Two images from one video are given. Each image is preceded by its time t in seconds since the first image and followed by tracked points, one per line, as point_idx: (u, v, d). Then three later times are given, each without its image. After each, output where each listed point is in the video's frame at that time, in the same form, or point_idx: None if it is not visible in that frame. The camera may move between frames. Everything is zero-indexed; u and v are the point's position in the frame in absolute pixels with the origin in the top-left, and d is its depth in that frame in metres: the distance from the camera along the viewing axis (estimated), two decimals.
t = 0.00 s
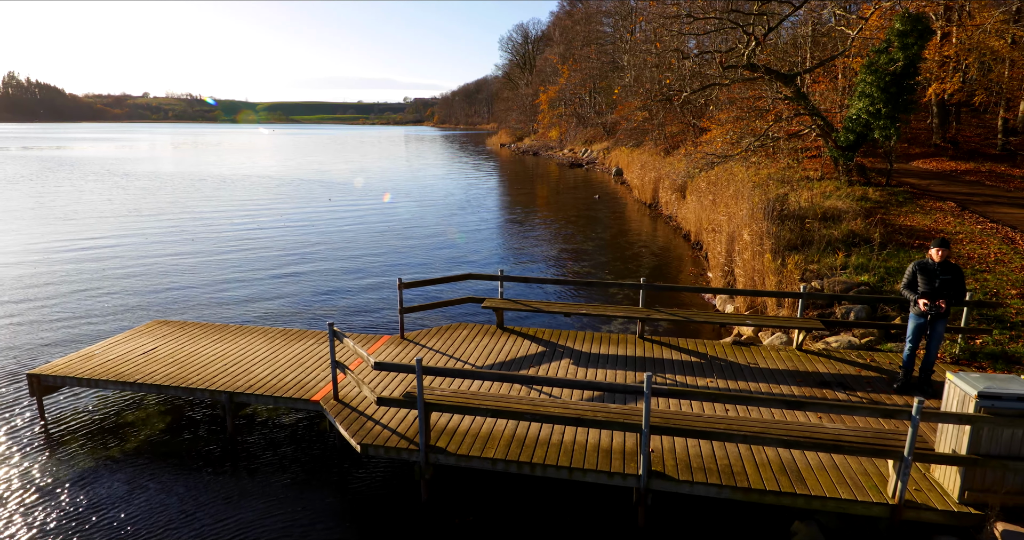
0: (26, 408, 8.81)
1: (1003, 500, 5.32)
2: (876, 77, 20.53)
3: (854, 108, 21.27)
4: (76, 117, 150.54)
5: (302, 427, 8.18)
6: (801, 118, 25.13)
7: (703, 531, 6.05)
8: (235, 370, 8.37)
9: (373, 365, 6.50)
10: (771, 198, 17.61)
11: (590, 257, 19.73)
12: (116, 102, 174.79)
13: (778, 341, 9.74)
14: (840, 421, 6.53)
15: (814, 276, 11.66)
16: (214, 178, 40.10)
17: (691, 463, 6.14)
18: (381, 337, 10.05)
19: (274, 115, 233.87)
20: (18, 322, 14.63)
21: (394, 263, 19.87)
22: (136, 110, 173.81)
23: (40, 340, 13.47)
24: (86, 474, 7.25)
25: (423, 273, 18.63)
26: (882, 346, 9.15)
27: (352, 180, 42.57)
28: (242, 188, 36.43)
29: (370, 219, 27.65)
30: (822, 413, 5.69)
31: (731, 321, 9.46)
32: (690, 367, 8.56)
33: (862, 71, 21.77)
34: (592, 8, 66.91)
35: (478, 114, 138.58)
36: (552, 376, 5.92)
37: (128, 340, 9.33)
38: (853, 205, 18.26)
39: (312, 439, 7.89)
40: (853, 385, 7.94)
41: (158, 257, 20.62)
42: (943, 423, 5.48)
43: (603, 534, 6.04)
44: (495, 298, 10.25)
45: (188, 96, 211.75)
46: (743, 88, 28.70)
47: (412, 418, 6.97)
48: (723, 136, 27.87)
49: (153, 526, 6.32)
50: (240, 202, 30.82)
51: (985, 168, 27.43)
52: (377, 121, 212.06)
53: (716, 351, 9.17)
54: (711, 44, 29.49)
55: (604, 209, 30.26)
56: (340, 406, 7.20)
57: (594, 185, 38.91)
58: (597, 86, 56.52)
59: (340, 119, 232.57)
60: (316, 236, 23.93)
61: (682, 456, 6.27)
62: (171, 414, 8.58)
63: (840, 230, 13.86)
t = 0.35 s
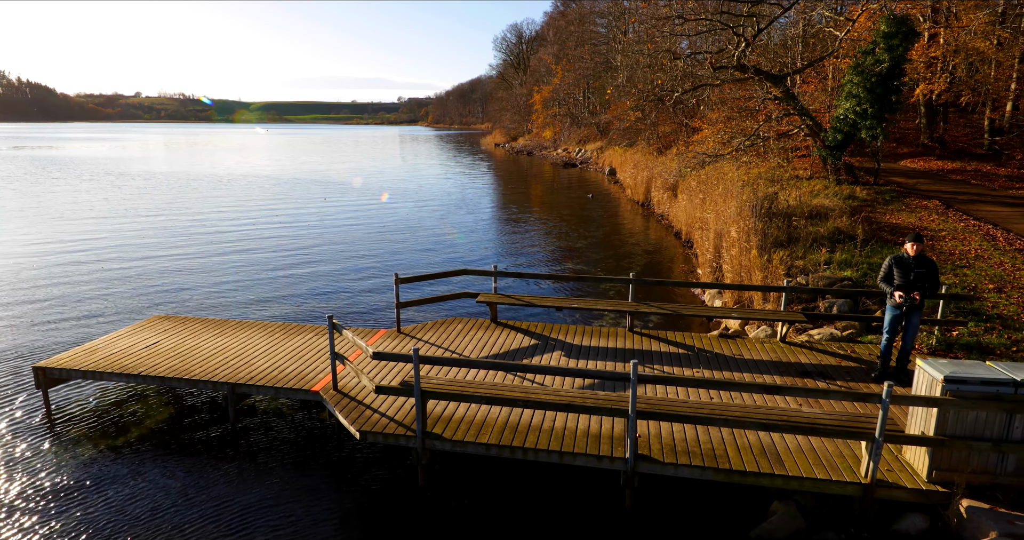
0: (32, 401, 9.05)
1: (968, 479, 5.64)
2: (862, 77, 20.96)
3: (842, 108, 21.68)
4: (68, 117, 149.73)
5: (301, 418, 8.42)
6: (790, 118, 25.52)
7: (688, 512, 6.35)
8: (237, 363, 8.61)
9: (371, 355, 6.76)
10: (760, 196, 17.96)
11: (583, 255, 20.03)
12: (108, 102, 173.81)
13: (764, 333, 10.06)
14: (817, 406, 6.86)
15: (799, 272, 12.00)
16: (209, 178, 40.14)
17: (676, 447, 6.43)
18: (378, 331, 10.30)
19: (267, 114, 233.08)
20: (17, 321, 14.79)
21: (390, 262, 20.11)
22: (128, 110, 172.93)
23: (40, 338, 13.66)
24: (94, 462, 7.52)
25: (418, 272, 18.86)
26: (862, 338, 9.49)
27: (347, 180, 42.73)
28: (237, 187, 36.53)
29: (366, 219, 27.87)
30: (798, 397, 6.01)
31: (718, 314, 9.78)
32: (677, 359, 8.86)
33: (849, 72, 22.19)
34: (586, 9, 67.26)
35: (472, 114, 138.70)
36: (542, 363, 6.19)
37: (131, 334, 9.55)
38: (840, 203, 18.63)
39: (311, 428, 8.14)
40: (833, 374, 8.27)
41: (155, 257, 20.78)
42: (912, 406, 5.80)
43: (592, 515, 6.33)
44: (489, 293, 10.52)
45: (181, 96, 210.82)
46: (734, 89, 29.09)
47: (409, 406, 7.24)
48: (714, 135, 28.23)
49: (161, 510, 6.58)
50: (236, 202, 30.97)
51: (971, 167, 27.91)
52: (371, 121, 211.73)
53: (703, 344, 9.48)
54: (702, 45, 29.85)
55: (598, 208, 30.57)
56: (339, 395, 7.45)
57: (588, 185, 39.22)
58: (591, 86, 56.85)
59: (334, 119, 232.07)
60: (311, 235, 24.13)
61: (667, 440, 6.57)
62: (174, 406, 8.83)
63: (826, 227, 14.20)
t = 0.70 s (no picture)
0: (42, 393, 9.32)
1: (938, 458, 5.98)
2: (850, 78, 21.42)
3: (830, 109, 22.11)
4: (61, 117, 149.04)
5: (304, 407, 8.72)
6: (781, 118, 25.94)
7: (675, 492, 6.68)
8: (242, 355, 8.89)
9: (373, 345, 7.06)
10: (750, 194, 18.34)
11: (577, 253, 20.37)
12: (101, 101, 172.99)
13: (751, 326, 10.44)
14: (799, 392, 7.19)
15: (786, 268, 12.38)
16: (205, 178, 40.28)
17: (665, 431, 6.76)
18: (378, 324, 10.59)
19: (261, 114, 232.45)
20: (20, 319, 15.04)
21: (388, 260, 20.39)
22: (121, 110, 172.28)
23: (45, 336, 13.91)
24: (106, 451, 7.82)
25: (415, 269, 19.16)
26: (845, 330, 9.84)
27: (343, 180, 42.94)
28: (233, 187, 36.70)
29: (363, 218, 28.14)
30: (779, 382, 6.35)
31: (707, 307, 10.13)
32: (667, 349, 9.22)
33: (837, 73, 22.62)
34: (580, 9, 67.62)
35: (467, 114, 138.79)
36: (537, 351, 6.50)
37: (138, 328, 9.82)
38: (828, 202, 19.04)
39: (312, 417, 8.45)
40: (816, 363, 8.62)
41: (154, 256, 21.00)
42: (887, 390, 6.13)
43: (585, 496, 6.65)
44: (485, 288, 10.84)
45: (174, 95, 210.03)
46: (726, 89, 29.51)
47: (410, 394, 7.54)
48: (706, 134, 28.62)
49: (172, 494, 6.87)
50: (233, 201, 31.16)
51: (958, 166, 28.40)
52: (366, 121, 211.52)
53: (692, 335, 9.83)
54: (695, 46, 30.27)
55: (592, 207, 30.94)
56: (342, 385, 7.73)
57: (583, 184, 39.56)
58: (585, 86, 57.23)
59: (329, 119, 231.66)
60: (309, 234, 24.39)
61: (656, 425, 6.89)
62: (179, 398, 9.11)
63: (813, 224, 14.56)
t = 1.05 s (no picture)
0: (55, 384, 9.65)
1: (911, 438, 6.35)
2: (838, 79, 21.90)
3: (820, 109, 22.59)
4: (53, 116, 148.18)
5: (309, 397, 9.06)
6: (772, 118, 26.40)
7: (666, 472, 7.06)
8: (250, 346, 9.21)
9: (379, 334, 7.41)
10: (742, 192, 18.76)
11: (572, 250, 20.74)
12: (94, 100, 172.17)
13: (740, 319, 10.83)
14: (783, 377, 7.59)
15: (774, 263, 12.79)
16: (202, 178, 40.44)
17: (656, 414, 7.13)
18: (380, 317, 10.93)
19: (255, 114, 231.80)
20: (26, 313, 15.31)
21: (386, 257, 20.73)
22: (114, 110, 171.51)
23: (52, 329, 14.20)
24: (120, 442, 8.15)
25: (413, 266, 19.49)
26: (829, 321, 10.20)
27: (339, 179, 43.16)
28: (231, 186, 36.94)
29: (361, 217, 28.46)
30: (763, 367, 6.75)
31: (697, 300, 10.52)
32: (660, 340, 9.60)
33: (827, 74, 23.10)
34: (575, 9, 68.05)
35: (462, 114, 138.90)
36: (535, 339, 6.86)
37: (147, 322, 10.12)
38: (818, 200, 19.47)
39: (318, 407, 8.79)
40: (800, 350, 8.99)
41: (154, 252, 21.26)
42: (864, 374, 6.52)
43: (580, 475, 7.03)
44: (484, 283, 11.19)
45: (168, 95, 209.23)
46: (719, 89, 29.96)
47: (414, 381, 7.90)
48: (699, 133, 29.05)
49: (185, 481, 7.23)
50: (230, 200, 31.39)
51: (946, 165, 28.93)
52: (361, 121, 211.26)
53: (683, 326, 10.22)
54: (688, 47, 30.72)
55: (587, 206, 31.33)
56: (348, 374, 8.06)
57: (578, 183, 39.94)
58: (580, 86, 57.63)
59: (323, 119, 231.27)
60: (308, 233, 24.70)
61: (648, 409, 7.25)
62: (189, 390, 9.44)
63: (802, 221, 14.95)
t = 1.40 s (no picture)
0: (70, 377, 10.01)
1: (887, 416, 6.77)
2: (826, 80, 22.40)
3: (810, 108, 23.09)
4: (45, 116, 147.37)
5: (316, 387, 9.41)
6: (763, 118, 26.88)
7: (658, 452, 7.46)
8: (258, 336, 9.55)
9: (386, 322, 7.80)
10: (733, 190, 19.21)
11: (568, 248, 21.14)
12: (86, 100, 171.28)
13: (730, 310, 11.25)
14: (768, 361, 8.02)
15: (763, 257, 13.23)
16: (199, 178, 40.62)
17: (649, 397, 7.53)
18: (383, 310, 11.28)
19: (249, 114, 231.10)
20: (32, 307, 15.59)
21: (385, 254, 21.07)
22: (107, 110, 170.67)
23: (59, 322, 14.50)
24: (135, 430, 8.51)
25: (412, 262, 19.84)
26: (815, 312, 10.63)
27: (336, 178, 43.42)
28: (228, 185, 37.17)
29: (359, 216, 28.78)
30: (749, 350, 7.18)
31: (689, 292, 10.93)
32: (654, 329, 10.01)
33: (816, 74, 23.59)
34: (569, 10, 68.47)
35: (456, 114, 139.03)
36: (534, 325, 7.25)
37: (157, 314, 10.45)
38: (807, 198, 19.94)
39: (325, 395, 9.15)
40: (786, 337, 9.41)
41: (156, 249, 21.52)
42: (843, 357, 6.93)
43: (577, 455, 7.43)
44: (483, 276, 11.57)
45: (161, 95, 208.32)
46: (711, 90, 30.43)
47: (418, 368, 8.27)
48: (692, 133, 29.50)
49: (201, 464, 7.61)
50: (229, 200, 31.62)
51: (934, 164, 29.50)
52: (355, 121, 211.01)
53: (676, 317, 10.63)
54: (681, 48, 31.17)
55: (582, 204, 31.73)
56: (355, 362, 8.42)
57: (573, 183, 40.34)
58: (574, 86, 58.03)
59: (318, 119, 230.89)
60: (307, 231, 25.02)
61: (641, 393, 7.66)
62: (200, 381, 9.80)
63: (791, 218, 15.41)
